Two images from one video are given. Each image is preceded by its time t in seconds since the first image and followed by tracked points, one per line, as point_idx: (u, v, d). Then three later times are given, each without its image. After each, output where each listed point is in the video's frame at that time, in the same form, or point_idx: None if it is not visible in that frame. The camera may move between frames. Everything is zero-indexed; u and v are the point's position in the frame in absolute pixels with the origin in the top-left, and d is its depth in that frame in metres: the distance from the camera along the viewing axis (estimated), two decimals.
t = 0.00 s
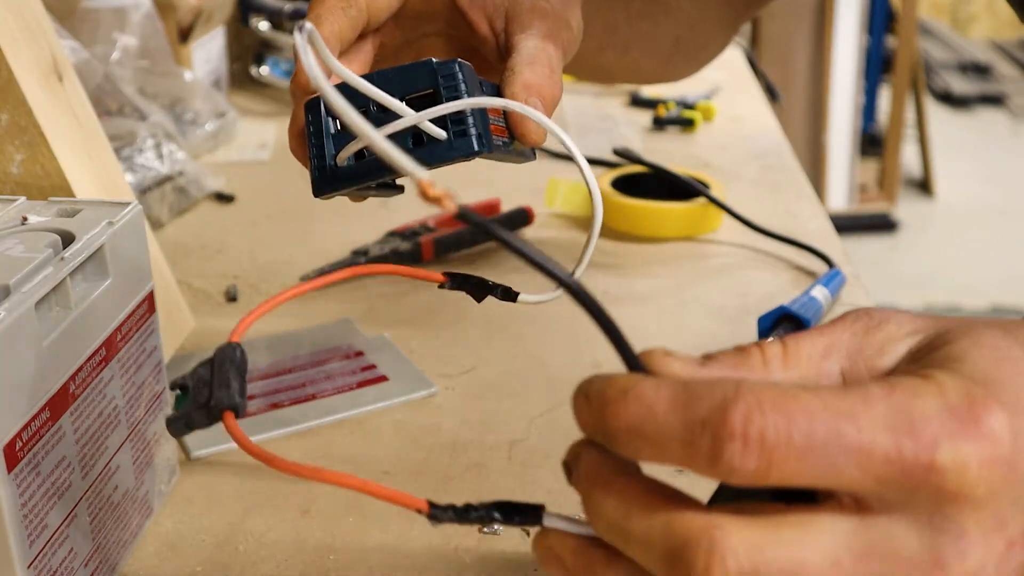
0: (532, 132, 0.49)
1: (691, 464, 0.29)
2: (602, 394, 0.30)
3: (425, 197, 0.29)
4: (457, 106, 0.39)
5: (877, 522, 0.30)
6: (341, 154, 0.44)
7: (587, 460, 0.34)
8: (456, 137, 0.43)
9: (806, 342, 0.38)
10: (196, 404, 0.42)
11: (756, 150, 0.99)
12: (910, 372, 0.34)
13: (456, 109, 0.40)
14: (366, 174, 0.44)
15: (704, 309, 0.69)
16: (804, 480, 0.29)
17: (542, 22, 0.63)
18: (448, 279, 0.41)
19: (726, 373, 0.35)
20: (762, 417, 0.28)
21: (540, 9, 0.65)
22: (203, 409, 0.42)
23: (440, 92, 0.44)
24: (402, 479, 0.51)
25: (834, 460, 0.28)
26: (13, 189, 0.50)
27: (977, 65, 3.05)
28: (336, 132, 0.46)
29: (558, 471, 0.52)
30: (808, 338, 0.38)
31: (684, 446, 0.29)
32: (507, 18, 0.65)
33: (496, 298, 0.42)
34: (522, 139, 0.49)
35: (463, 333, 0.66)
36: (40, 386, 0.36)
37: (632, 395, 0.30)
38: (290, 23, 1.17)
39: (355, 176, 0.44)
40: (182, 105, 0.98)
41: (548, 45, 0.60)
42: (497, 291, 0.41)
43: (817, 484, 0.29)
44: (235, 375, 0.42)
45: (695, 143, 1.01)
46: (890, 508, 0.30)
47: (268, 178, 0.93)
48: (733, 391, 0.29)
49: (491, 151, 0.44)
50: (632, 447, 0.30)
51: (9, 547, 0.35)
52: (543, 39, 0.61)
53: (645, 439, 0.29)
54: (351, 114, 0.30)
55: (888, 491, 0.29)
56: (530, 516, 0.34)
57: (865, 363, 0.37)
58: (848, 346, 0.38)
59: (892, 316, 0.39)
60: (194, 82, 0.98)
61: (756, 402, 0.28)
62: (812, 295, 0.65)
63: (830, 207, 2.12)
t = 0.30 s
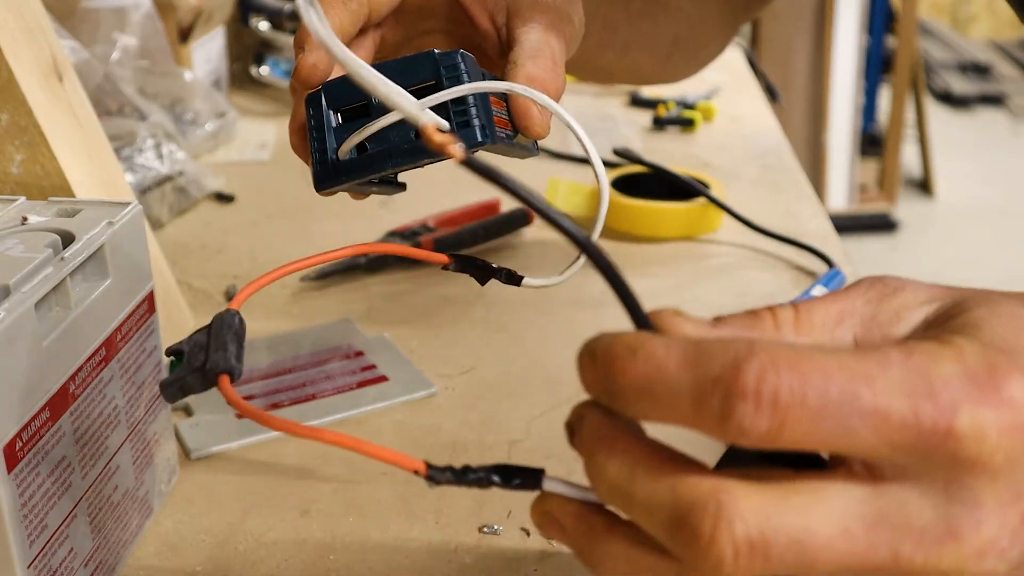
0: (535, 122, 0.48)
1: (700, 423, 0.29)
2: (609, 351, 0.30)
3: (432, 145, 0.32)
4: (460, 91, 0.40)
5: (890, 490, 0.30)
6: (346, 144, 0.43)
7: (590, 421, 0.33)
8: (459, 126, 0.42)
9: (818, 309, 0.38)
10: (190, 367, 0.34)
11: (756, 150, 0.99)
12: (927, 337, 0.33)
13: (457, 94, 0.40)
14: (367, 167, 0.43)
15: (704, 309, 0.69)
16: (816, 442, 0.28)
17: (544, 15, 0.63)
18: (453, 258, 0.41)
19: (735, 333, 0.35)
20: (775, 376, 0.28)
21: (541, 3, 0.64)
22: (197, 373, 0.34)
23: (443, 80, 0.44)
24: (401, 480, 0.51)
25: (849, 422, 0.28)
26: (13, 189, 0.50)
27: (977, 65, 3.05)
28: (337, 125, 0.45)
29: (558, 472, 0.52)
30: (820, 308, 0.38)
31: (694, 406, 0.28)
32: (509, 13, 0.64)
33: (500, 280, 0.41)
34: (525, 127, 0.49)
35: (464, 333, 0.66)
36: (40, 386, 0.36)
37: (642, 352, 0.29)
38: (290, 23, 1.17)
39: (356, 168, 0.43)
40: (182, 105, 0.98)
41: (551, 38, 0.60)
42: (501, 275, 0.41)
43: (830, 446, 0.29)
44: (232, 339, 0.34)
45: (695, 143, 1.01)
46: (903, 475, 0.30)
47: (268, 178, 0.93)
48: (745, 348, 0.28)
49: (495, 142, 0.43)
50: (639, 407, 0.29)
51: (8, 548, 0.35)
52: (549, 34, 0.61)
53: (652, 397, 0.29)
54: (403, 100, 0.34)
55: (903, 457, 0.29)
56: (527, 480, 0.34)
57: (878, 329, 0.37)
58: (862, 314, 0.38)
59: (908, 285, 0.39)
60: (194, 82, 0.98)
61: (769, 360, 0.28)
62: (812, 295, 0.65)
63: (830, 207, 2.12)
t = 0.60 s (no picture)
0: (537, 123, 0.49)
1: (701, 414, 0.29)
2: (609, 342, 0.30)
3: (433, 135, 0.32)
4: (462, 92, 0.40)
5: (889, 481, 0.30)
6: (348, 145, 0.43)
7: (589, 412, 0.33)
8: (462, 128, 0.42)
9: (818, 301, 0.38)
10: (193, 359, 0.34)
11: (756, 150, 0.99)
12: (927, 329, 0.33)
13: (458, 95, 0.40)
14: (369, 169, 0.43)
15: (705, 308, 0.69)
16: (815, 433, 0.28)
17: (544, 16, 0.63)
18: (455, 255, 0.41)
19: (735, 324, 0.35)
20: (774, 367, 0.28)
21: (541, 4, 0.64)
22: (200, 364, 0.34)
23: (445, 83, 0.44)
24: (401, 479, 0.51)
25: (848, 414, 0.28)
26: (13, 189, 0.50)
27: (977, 65, 3.05)
28: (339, 127, 0.45)
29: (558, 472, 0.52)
30: (819, 299, 0.38)
31: (693, 397, 0.28)
32: (510, 14, 0.64)
33: (502, 278, 0.41)
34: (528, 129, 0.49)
35: (463, 333, 0.66)
36: (40, 386, 0.36)
37: (641, 343, 0.29)
38: (290, 23, 1.17)
39: (357, 170, 0.43)
40: (182, 105, 0.98)
41: (552, 39, 0.60)
42: (504, 271, 0.41)
43: (830, 437, 0.29)
44: (235, 330, 0.35)
45: (695, 143, 1.01)
46: (902, 466, 0.30)
47: (268, 178, 0.93)
48: (745, 339, 0.28)
49: (497, 144, 0.43)
50: (639, 398, 0.30)
51: (8, 548, 0.35)
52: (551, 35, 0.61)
53: (651, 387, 0.29)
54: (401, 92, 0.31)
55: (901, 448, 0.29)
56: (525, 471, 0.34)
57: (878, 322, 0.37)
58: (862, 307, 0.38)
59: (907, 277, 0.39)
60: (194, 82, 0.98)
61: (769, 350, 0.28)
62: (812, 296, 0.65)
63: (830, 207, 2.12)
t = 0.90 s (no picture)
0: (538, 124, 0.49)
1: (700, 413, 0.29)
2: (608, 341, 0.30)
3: (433, 136, 0.34)
4: (465, 93, 0.39)
5: (889, 481, 0.30)
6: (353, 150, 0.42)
7: (589, 412, 0.34)
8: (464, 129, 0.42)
9: (818, 301, 0.37)
10: (195, 358, 0.34)
11: (756, 150, 0.99)
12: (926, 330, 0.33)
13: (461, 97, 0.39)
14: (372, 171, 0.43)
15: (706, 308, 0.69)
16: (815, 433, 0.28)
17: (544, 16, 0.63)
18: (457, 256, 0.41)
19: (735, 324, 0.35)
20: (774, 366, 0.28)
21: (543, 5, 0.64)
22: (202, 363, 0.34)
23: (447, 83, 0.44)
24: (401, 479, 0.51)
25: (847, 415, 0.28)
26: (13, 189, 0.50)
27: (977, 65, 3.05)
28: (343, 129, 0.44)
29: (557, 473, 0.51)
30: (819, 299, 0.38)
31: (693, 396, 0.28)
32: (511, 14, 0.64)
33: (507, 280, 0.41)
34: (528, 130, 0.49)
35: (463, 333, 0.66)
36: (40, 386, 0.36)
37: (641, 341, 0.29)
38: (290, 23, 1.18)
39: (361, 172, 0.43)
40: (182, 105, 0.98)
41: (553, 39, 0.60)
42: (506, 273, 0.41)
43: (830, 437, 0.29)
44: (237, 330, 0.35)
45: (695, 143, 1.01)
46: (902, 466, 0.30)
47: (268, 177, 0.93)
48: (745, 338, 0.28)
49: (498, 145, 0.43)
50: (638, 397, 0.30)
51: (8, 549, 0.35)
52: (553, 36, 0.61)
53: (651, 386, 0.29)
54: (404, 94, 0.34)
55: (901, 449, 0.29)
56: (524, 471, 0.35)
57: (878, 322, 0.37)
58: (862, 307, 0.37)
59: (907, 278, 0.38)
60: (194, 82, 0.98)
61: (768, 350, 0.28)
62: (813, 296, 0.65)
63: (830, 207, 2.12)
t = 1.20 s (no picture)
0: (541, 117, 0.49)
1: (699, 424, 0.29)
2: (611, 350, 0.31)
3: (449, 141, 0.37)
4: (473, 84, 0.39)
5: (881, 502, 0.30)
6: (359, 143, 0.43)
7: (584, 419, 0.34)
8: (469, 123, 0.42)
9: (816, 324, 0.37)
10: (196, 336, 0.36)
11: (755, 149, 0.99)
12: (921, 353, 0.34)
13: (464, 91, 0.39)
14: (376, 167, 0.44)
15: (706, 309, 0.69)
16: (813, 451, 0.29)
17: (544, 15, 0.63)
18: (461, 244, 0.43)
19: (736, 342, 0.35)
20: (775, 383, 0.28)
21: (543, 4, 0.64)
22: (204, 343, 0.36)
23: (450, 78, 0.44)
24: (401, 479, 0.51)
25: (844, 436, 0.29)
26: (12, 189, 0.50)
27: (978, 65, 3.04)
28: (346, 125, 0.45)
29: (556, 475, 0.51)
30: (818, 322, 0.37)
31: (694, 408, 0.29)
32: (513, 11, 0.64)
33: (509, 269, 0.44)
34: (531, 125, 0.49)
35: (463, 334, 0.66)
36: (40, 386, 0.36)
37: (644, 351, 0.30)
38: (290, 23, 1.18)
39: (367, 168, 0.44)
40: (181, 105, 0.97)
41: (553, 39, 0.60)
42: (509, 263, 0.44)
43: (826, 457, 0.29)
44: (240, 311, 0.37)
45: (695, 143, 1.01)
46: (894, 488, 0.30)
47: (268, 177, 0.93)
48: (748, 354, 0.29)
49: (502, 139, 0.44)
50: (638, 405, 0.30)
51: (8, 549, 0.35)
52: (549, 30, 0.61)
53: (652, 396, 0.30)
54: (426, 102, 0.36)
55: (894, 472, 0.30)
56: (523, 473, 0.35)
57: (874, 344, 0.37)
58: (858, 329, 0.37)
59: (903, 300, 0.38)
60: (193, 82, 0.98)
61: (771, 367, 0.29)
62: (813, 296, 0.65)
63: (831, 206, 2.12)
